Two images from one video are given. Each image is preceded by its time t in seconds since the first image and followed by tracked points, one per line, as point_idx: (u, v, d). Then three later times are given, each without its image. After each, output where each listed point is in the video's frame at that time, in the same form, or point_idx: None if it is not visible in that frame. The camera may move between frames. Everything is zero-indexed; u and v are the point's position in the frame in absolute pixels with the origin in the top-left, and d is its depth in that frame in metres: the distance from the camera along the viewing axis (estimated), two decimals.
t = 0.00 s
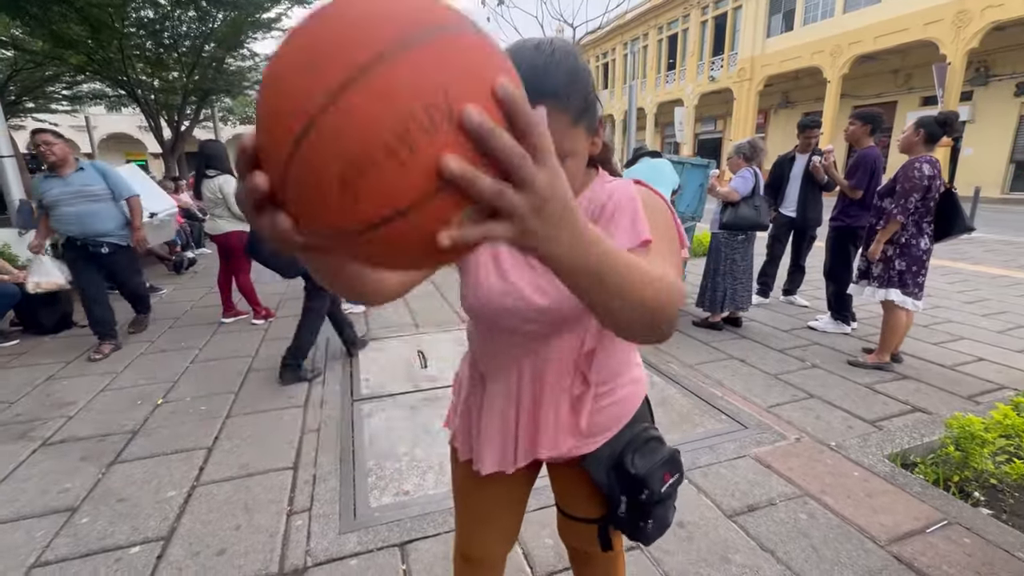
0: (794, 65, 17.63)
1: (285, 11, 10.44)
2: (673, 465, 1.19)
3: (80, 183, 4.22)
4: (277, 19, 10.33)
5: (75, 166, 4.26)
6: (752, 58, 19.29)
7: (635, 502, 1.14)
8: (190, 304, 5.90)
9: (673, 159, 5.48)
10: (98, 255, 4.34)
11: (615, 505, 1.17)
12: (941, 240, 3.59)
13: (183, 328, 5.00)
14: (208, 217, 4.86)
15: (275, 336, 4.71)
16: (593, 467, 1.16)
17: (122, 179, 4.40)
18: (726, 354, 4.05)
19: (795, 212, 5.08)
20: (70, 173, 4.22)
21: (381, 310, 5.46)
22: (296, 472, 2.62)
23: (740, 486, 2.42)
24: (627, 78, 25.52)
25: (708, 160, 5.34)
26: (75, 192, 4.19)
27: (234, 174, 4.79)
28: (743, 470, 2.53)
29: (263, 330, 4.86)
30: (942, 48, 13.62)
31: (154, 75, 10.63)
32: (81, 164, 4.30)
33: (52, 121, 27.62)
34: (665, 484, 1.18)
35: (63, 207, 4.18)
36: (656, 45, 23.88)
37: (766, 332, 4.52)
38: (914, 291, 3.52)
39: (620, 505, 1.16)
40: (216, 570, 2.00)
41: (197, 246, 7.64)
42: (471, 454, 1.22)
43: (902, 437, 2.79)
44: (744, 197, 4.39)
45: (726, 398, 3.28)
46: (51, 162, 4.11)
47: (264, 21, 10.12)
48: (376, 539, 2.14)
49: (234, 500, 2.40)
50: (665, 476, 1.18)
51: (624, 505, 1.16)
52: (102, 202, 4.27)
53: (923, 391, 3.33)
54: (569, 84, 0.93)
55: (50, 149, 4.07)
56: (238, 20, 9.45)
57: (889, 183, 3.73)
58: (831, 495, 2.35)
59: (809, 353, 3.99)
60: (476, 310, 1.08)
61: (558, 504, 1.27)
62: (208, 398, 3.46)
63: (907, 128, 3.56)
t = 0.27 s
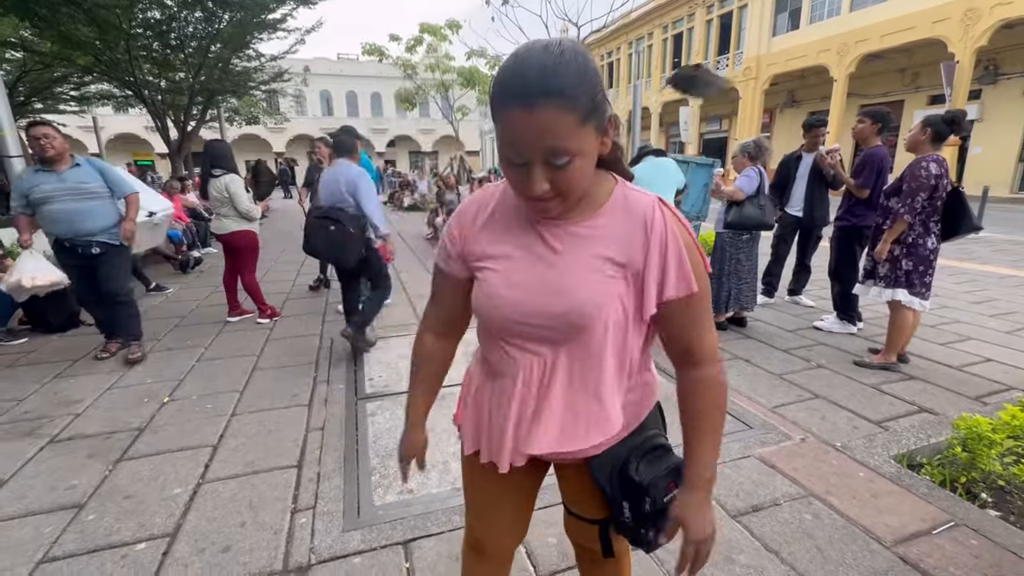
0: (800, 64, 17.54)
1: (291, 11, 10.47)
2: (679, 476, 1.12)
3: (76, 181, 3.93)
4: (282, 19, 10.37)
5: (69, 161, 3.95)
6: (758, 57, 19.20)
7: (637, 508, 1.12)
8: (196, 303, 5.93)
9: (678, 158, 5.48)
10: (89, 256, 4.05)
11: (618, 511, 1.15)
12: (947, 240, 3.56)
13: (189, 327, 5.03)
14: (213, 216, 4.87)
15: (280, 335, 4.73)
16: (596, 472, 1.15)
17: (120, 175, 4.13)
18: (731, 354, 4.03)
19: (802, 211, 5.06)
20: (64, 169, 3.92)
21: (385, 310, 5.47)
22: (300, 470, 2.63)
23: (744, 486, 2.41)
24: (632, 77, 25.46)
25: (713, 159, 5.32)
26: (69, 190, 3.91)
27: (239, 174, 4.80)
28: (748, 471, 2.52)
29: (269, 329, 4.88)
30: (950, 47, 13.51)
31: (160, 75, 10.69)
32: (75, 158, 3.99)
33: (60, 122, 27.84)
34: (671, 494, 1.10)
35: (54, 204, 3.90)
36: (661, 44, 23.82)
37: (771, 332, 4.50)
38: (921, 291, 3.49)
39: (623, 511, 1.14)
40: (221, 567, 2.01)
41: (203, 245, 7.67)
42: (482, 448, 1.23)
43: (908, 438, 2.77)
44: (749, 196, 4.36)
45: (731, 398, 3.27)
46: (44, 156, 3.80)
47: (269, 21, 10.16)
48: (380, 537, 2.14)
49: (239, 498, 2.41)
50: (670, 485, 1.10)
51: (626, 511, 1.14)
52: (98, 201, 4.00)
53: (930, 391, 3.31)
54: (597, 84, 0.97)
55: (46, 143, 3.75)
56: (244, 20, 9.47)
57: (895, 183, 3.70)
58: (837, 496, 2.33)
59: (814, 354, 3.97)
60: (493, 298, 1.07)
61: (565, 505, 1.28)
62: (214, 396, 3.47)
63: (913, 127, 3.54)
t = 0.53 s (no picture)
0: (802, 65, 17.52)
1: (292, 12, 10.49)
2: (685, 474, 1.14)
3: (70, 189, 3.69)
4: (283, 20, 10.39)
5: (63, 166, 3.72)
6: (759, 58, 19.19)
7: (641, 507, 1.11)
8: (197, 304, 5.94)
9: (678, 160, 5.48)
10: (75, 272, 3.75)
11: (621, 510, 1.15)
12: (948, 242, 3.55)
13: (189, 328, 5.04)
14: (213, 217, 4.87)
15: (280, 336, 4.73)
16: (602, 470, 1.15)
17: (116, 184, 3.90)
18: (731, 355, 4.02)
19: (804, 213, 5.04)
20: (58, 175, 3.68)
21: (385, 311, 5.48)
22: (299, 471, 2.63)
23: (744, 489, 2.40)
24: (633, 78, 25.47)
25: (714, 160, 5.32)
26: (63, 198, 3.67)
27: (239, 174, 4.82)
28: (747, 473, 2.51)
29: (269, 330, 4.88)
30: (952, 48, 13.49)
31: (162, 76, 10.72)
32: (70, 165, 3.76)
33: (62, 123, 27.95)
34: (675, 492, 1.12)
35: (44, 212, 3.65)
36: (662, 45, 23.83)
37: (772, 333, 4.49)
38: (922, 293, 3.48)
39: (627, 510, 1.14)
40: (218, 569, 2.01)
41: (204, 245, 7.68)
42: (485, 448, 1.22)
43: (908, 440, 2.76)
44: (749, 197, 4.35)
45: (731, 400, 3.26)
46: (38, 161, 3.56)
47: (270, 23, 10.18)
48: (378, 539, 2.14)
49: (238, 499, 2.41)
50: (675, 484, 1.12)
51: (630, 510, 1.13)
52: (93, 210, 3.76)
53: (931, 393, 3.30)
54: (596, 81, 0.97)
55: (40, 147, 3.51)
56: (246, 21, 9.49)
57: (896, 184, 3.69)
58: (836, 499, 2.32)
59: (815, 355, 3.96)
60: (497, 299, 1.06)
61: (568, 504, 1.28)
62: (213, 397, 3.48)
63: (914, 128, 3.52)
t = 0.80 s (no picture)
0: (805, 66, 17.50)
1: (297, 16, 10.55)
2: (682, 472, 1.15)
3: (65, 187, 3.49)
4: (288, 24, 10.46)
5: (58, 164, 3.52)
6: (763, 60, 19.17)
7: (639, 502, 1.12)
8: (202, 305, 5.98)
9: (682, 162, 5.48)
10: (73, 274, 3.61)
11: (622, 506, 1.16)
12: (952, 244, 3.55)
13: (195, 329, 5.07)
14: (218, 219, 4.90)
15: (284, 337, 4.75)
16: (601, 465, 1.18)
17: (114, 182, 3.73)
18: (735, 358, 4.02)
19: (807, 215, 5.03)
20: (52, 173, 3.47)
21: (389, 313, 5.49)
22: (303, 471, 2.64)
23: (747, 491, 2.40)
24: (636, 80, 25.50)
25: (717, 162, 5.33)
26: (58, 197, 3.46)
27: (244, 178, 4.85)
28: (751, 475, 2.52)
29: (274, 332, 4.91)
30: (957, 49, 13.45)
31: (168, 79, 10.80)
32: (64, 162, 3.56)
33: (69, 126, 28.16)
34: (674, 489, 1.14)
35: (36, 212, 3.44)
36: (665, 47, 23.85)
37: (775, 335, 4.49)
38: (926, 295, 3.47)
39: (626, 505, 1.15)
40: (224, 569, 2.02)
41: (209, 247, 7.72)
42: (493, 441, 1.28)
43: (912, 443, 2.76)
44: (752, 199, 4.36)
45: (734, 402, 3.26)
46: (31, 158, 3.34)
47: (275, 26, 10.25)
48: (382, 539, 2.15)
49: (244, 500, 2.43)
50: (672, 482, 1.14)
51: (631, 504, 1.14)
52: (89, 211, 3.57)
53: (935, 396, 3.29)
54: (588, 84, 1.02)
55: (34, 143, 3.30)
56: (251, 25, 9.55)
57: (899, 186, 3.69)
58: (840, 501, 2.32)
59: (818, 357, 3.96)
60: (492, 299, 1.10)
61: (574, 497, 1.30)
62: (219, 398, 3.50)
63: (919, 130, 3.51)
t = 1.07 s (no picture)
0: (809, 68, 17.46)
1: (301, 20, 10.61)
2: (634, 485, 1.09)
3: (49, 198, 3.19)
4: (293, 28, 10.51)
5: (40, 173, 3.22)
6: (767, 61, 19.14)
7: (587, 516, 1.07)
8: (207, 307, 6.00)
9: (685, 164, 5.48)
10: (69, 293, 3.27)
11: (571, 520, 1.10)
12: (957, 246, 3.54)
13: (200, 332, 5.09)
14: (221, 222, 4.92)
15: (289, 339, 4.77)
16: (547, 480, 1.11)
17: (100, 191, 3.42)
18: (738, 360, 4.01)
19: (811, 216, 5.02)
20: (34, 184, 3.18)
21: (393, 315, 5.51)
22: (308, 473, 2.65)
23: (751, 493, 2.40)
24: (640, 82, 25.50)
25: (720, 164, 5.33)
26: (40, 209, 3.16)
27: (247, 181, 4.87)
28: (755, 478, 2.51)
29: (278, 334, 4.93)
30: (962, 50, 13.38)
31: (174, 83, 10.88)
32: (48, 171, 3.27)
33: (76, 130, 28.38)
34: (624, 503, 1.08)
35: (21, 227, 3.13)
36: (669, 49, 23.84)
37: (780, 337, 4.48)
38: (932, 297, 3.46)
39: (575, 520, 1.10)
40: (231, 569, 2.03)
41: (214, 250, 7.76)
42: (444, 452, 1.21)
43: (918, 446, 2.75)
44: (756, 201, 4.35)
45: (738, 405, 3.25)
46: (8, 168, 3.05)
47: (280, 30, 10.30)
48: (387, 541, 2.15)
49: (249, 501, 2.44)
50: (623, 495, 1.07)
51: (580, 521, 1.09)
52: (77, 222, 3.26)
53: (941, 398, 3.28)
54: (522, 85, 0.97)
55: (11, 151, 3.03)
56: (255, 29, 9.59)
57: (904, 188, 3.67)
58: (845, 504, 2.31)
59: (823, 360, 3.94)
60: (439, 305, 1.05)
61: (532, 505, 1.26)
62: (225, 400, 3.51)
63: (924, 131, 3.50)
